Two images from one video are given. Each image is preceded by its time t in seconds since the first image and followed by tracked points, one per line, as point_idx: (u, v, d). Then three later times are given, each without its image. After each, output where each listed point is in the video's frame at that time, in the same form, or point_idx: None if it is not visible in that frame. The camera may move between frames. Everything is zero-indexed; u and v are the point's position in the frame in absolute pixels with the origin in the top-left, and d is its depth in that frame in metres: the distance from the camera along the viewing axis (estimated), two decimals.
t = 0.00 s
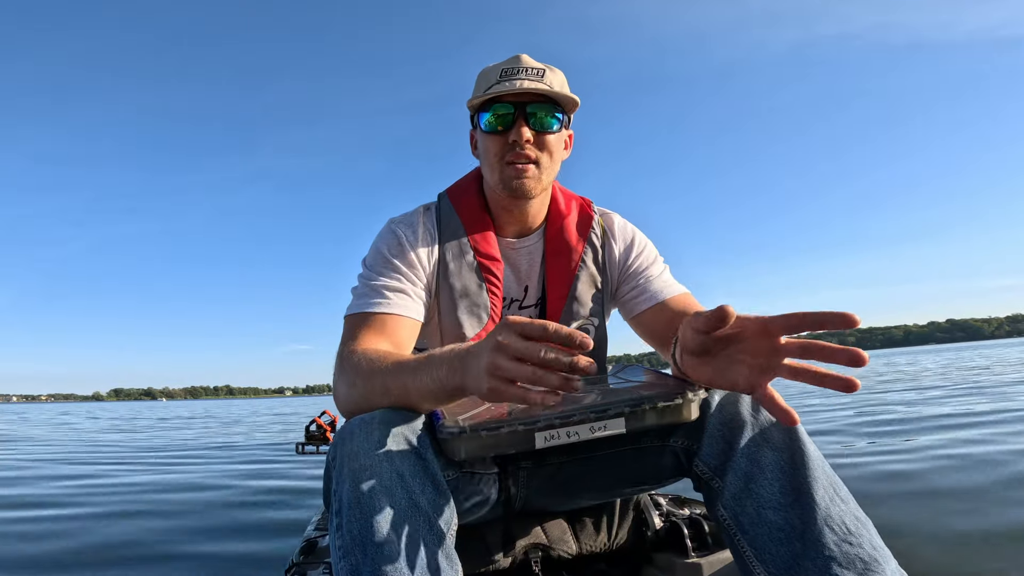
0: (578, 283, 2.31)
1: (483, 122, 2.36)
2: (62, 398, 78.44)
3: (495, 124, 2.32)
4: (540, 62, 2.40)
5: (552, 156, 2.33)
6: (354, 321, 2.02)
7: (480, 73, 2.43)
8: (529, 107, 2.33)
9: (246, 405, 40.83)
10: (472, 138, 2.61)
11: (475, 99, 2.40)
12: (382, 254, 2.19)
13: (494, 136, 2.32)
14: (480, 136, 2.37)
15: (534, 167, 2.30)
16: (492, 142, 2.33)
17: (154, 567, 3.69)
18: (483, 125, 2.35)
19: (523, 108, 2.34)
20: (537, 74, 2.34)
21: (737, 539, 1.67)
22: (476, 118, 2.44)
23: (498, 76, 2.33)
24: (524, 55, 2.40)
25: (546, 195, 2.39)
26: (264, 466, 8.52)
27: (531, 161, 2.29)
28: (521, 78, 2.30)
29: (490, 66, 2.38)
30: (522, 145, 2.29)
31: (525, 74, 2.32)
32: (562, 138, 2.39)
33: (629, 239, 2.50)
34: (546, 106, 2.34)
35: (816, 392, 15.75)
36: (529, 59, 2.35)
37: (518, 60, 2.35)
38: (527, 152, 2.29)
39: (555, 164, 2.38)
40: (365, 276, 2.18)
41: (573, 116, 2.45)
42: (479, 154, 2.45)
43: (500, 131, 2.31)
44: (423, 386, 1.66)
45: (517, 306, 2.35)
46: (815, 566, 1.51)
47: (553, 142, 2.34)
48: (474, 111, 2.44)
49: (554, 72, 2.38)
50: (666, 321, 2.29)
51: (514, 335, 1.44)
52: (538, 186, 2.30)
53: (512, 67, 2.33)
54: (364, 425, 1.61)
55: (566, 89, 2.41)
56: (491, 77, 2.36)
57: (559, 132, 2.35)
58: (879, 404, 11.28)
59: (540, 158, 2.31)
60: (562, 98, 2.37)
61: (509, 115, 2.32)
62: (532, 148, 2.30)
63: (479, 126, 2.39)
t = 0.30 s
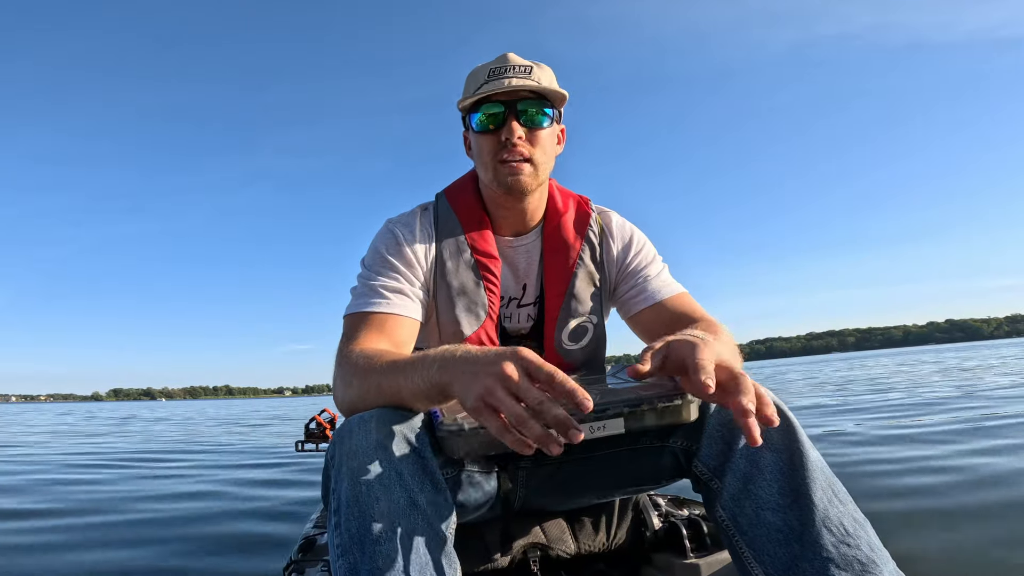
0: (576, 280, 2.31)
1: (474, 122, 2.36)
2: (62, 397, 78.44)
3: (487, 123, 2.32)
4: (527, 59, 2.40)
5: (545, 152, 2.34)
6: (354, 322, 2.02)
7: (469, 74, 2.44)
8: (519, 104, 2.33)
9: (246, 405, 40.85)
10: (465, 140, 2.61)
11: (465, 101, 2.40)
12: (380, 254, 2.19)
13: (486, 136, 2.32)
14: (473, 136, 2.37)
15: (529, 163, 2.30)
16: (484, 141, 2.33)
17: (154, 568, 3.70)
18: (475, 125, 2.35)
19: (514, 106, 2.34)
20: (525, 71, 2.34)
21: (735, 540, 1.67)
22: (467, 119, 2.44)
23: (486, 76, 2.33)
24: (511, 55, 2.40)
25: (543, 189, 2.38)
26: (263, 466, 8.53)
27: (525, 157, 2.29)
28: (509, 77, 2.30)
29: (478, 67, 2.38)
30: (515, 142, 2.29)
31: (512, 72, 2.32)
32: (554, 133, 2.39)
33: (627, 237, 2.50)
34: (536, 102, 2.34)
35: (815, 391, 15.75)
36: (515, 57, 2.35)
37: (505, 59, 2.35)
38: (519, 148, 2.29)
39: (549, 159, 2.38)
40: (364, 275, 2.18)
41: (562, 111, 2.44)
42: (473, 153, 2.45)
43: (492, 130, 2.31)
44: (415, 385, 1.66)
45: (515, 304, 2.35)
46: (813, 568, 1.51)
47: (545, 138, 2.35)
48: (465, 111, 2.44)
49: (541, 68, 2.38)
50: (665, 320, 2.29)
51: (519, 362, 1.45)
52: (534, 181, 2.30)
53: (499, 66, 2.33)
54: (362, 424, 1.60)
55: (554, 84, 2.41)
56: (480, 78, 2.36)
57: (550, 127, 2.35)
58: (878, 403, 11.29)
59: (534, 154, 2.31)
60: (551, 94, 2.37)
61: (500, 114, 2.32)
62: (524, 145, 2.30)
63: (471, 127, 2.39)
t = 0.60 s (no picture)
0: (576, 276, 2.31)
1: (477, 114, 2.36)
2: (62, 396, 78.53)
3: (489, 115, 2.33)
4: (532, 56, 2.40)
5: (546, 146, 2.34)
6: (355, 317, 2.03)
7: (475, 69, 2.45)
8: (522, 98, 2.34)
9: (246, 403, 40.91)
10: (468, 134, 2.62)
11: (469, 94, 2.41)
12: (381, 249, 2.20)
13: (488, 127, 2.33)
14: (475, 130, 2.38)
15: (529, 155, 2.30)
16: (486, 133, 2.34)
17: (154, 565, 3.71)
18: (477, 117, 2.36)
19: (516, 99, 2.35)
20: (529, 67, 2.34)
21: (735, 540, 1.67)
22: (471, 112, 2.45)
23: (489, 70, 2.34)
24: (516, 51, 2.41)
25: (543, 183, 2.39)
26: (264, 464, 8.55)
27: (525, 149, 2.30)
28: (512, 69, 2.31)
29: (482, 61, 2.40)
30: (517, 134, 2.30)
31: (516, 66, 2.32)
32: (555, 127, 2.40)
33: (628, 234, 2.50)
34: (538, 97, 2.35)
35: (815, 391, 15.78)
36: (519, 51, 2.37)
37: (510, 54, 2.36)
38: (520, 141, 2.30)
39: (550, 154, 2.38)
40: (365, 271, 2.19)
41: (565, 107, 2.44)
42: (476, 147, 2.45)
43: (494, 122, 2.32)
44: (428, 380, 1.71)
45: (516, 300, 2.35)
46: (812, 567, 1.51)
47: (547, 132, 2.35)
48: (468, 105, 2.45)
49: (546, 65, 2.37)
50: (665, 316, 2.30)
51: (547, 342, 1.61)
52: (533, 174, 2.31)
53: (503, 61, 2.34)
54: (363, 419, 1.61)
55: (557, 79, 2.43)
56: (484, 71, 2.37)
57: (551, 122, 2.36)
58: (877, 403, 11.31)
59: (534, 146, 2.31)
60: (553, 88, 2.38)
61: (502, 107, 2.33)
62: (525, 137, 2.30)
63: (474, 121, 2.40)
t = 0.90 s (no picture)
0: (578, 273, 2.31)
1: (480, 112, 2.36)
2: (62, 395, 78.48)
3: (492, 114, 2.32)
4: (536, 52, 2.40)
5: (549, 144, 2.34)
6: (358, 313, 2.03)
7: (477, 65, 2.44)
8: (525, 96, 2.34)
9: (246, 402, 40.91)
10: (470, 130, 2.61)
11: (471, 90, 2.41)
12: (382, 247, 2.20)
13: (491, 127, 2.33)
14: (478, 127, 2.37)
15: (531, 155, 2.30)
16: (489, 132, 2.34)
17: (156, 563, 3.72)
18: (481, 115, 2.35)
19: (520, 97, 2.35)
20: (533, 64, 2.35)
21: (734, 535, 1.67)
22: (473, 109, 2.44)
23: (493, 67, 2.34)
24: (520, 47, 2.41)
25: (545, 182, 2.38)
26: (263, 463, 8.54)
27: (527, 149, 2.29)
28: (516, 67, 2.31)
29: (486, 58, 2.39)
30: (518, 134, 2.29)
31: (521, 64, 2.33)
32: (559, 127, 2.40)
33: (630, 233, 2.51)
34: (542, 95, 2.35)
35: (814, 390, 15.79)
36: (524, 49, 2.36)
37: (514, 51, 2.36)
38: (523, 141, 2.29)
39: (552, 152, 2.39)
40: (366, 269, 2.19)
41: (569, 104, 2.45)
42: (477, 144, 2.45)
43: (497, 121, 2.32)
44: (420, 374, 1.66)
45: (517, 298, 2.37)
46: (812, 562, 1.51)
47: (550, 129, 2.35)
48: (471, 102, 2.44)
49: (550, 61, 2.38)
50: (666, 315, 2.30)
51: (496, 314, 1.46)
52: (536, 174, 2.30)
53: (507, 58, 2.34)
54: (364, 415, 1.61)
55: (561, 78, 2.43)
56: (487, 69, 2.37)
57: (555, 120, 2.36)
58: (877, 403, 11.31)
59: (536, 146, 2.31)
60: (557, 87, 2.37)
61: (505, 104, 2.33)
62: (528, 137, 2.30)
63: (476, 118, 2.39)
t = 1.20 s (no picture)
0: (577, 272, 2.31)
1: (480, 111, 2.36)
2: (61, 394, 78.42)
3: (492, 112, 2.32)
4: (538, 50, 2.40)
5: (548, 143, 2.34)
6: (357, 312, 2.03)
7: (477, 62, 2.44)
8: (526, 95, 2.34)
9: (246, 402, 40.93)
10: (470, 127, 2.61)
11: (472, 88, 2.41)
12: (381, 246, 2.20)
13: (491, 125, 2.33)
14: (478, 125, 2.37)
15: (530, 154, 2.30)
16: (489, 131, 2.34)
17: (156, 563, 3.72)
18: (481, 113, 2.35)
19: (520, 96, 2.35)
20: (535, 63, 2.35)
21: (734, 532, 1.67)
22: (474, 107, 2.44)
23: (494, 65, 2.34)
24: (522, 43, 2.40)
25: (544, 180, 2.39)
26: (263, 463, 8.54)
27: (526, 148, 2.30)
28: (517, 66, 2.31)
29: (487, 56, 2.39)
30: (517, 133, 2.29)
31: (521, 62, 2.32)
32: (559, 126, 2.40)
33: (629, 231, 2.52)
34: (543, 94, 2.35)
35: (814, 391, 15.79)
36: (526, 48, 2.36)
37: (515, 49, 2.35)
38: (523, 140, 2.29)
39: (552, 151, 2.39)
40: (365, 268, 2.19)
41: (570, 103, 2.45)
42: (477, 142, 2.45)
43: (497, 120, 2.32)
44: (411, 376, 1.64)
45: (516, 296, 2.36)
46: (811, 560, 1.51)
47: (551, 129, 2.35)
48: (472, 100, 2.44)
49: (552, 60, 2.38)
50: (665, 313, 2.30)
51: (472, 331, 1.41)
52: (535, 173, 2.31)
53: (508, 56, 2.34)
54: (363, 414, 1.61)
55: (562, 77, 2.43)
56: (488, 67, 2.37)
57: (555, 119, 2.36)
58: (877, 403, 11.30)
59: (536, 145, 2.31)
60: (557, 87, 2.37)
61: (505, 103, 2.33)
62: (527, 136, 2.30)
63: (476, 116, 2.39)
